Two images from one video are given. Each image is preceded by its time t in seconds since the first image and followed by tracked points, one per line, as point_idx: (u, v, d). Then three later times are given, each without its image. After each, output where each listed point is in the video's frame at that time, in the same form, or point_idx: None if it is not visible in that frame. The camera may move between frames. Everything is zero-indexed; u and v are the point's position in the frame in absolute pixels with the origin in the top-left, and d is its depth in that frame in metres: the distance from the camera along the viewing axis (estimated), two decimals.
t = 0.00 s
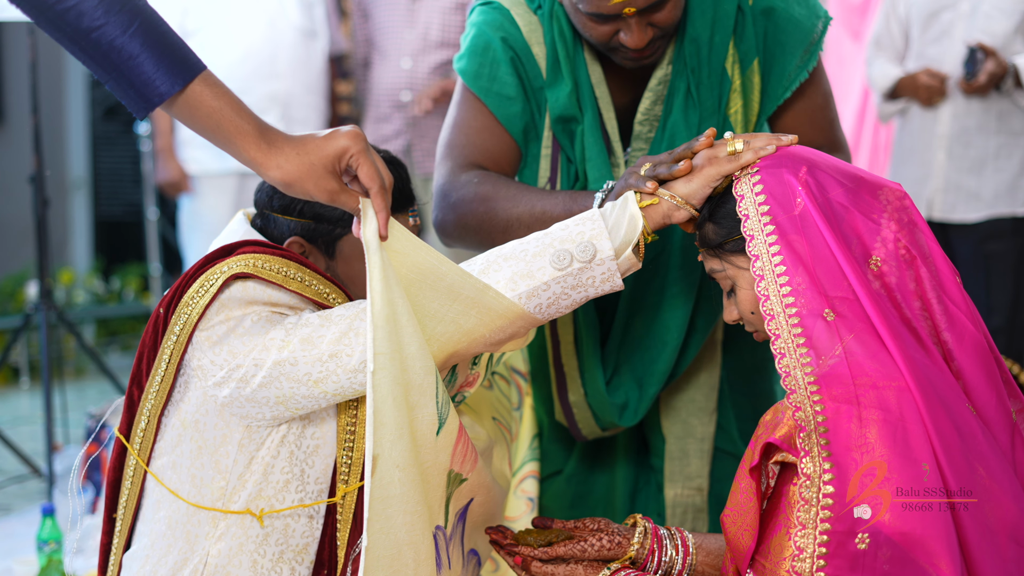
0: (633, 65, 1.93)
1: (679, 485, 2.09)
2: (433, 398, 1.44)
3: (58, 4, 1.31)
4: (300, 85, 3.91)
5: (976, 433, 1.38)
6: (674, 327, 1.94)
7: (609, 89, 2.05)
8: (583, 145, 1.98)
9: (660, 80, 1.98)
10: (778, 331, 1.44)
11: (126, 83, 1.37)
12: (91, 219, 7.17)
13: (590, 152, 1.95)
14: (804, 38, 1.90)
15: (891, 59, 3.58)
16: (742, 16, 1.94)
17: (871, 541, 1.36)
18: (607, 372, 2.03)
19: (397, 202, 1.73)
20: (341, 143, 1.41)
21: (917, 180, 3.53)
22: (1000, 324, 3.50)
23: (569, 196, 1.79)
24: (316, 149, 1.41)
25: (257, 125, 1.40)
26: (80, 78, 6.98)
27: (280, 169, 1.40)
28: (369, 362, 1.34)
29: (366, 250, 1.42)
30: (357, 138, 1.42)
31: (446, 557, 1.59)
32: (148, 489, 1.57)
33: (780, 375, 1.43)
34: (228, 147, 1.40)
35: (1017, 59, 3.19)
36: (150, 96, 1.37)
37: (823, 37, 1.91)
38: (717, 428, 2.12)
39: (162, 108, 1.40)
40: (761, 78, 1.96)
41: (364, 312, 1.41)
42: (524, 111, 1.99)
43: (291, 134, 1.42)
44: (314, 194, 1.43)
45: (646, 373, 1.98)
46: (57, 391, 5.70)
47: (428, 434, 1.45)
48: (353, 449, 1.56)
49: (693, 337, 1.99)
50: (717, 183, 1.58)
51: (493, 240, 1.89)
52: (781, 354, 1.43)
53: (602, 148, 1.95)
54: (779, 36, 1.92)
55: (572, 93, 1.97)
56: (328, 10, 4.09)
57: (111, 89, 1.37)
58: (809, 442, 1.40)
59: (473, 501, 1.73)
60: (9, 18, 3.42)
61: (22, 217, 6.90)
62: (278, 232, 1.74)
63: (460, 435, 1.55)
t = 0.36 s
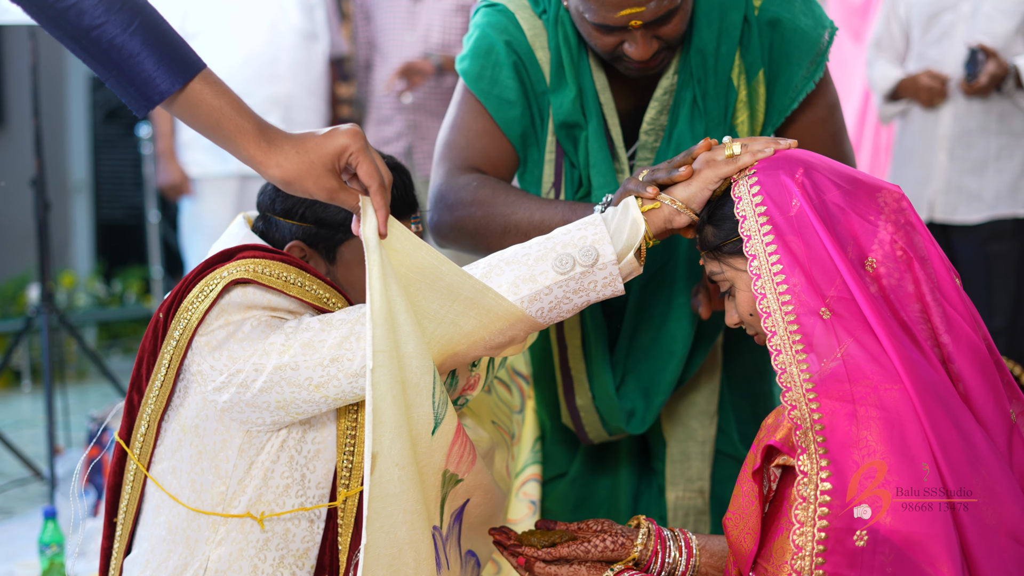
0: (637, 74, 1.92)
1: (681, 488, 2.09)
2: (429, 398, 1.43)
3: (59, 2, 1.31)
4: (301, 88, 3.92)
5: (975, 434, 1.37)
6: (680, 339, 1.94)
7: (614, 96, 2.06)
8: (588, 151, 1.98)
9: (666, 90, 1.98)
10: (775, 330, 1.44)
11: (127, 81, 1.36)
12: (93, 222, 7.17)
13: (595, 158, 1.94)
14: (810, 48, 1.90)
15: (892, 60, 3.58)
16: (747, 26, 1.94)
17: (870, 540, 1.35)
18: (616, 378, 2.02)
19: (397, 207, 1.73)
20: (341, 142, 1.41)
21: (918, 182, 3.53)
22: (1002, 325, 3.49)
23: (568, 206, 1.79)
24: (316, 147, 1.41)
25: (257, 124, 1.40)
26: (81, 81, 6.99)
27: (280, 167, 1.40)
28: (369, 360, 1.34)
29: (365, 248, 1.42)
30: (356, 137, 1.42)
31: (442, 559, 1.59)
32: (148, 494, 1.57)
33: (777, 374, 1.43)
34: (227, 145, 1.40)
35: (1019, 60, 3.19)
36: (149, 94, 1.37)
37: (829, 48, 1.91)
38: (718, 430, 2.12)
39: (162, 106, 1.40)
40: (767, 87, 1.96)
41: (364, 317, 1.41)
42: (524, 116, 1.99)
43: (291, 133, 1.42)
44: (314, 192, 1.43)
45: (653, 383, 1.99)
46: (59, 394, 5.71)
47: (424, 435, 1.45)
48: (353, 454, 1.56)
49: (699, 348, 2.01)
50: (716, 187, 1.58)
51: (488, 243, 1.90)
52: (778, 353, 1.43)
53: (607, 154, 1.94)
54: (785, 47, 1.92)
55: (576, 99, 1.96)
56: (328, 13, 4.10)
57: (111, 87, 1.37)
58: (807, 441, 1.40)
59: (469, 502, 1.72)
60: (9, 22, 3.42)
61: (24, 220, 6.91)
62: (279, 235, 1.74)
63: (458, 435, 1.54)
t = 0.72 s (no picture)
0: (636, 78, 1.92)
1: (677, 487, 2.10)
2: (425, 394, 1.44)
3: None
4: (302, 86, 3.92)
5: (975, 432, 1.37)
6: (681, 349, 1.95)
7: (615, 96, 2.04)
8: (589, 150, 1.98)
9: (666, 100, 1.98)
10: (774, 326, 1.44)
11: (126, 77, 1.37)
12: (94, 221, 7.18)
13: (596, 157, 1.95)
14: (814, 63, 1.91)
15: (892, 58, 3.57)
16: (751, 38, 1.94)
17: (869, 536, 1.36)
18: (620, 381, 2.02)
19: (402, 210, 1.74)
20: (340, 137, 1.41)
21: (919, 180, 3.53)
22: (1003, 324, 3.49)
23: (563, 203, 1.80)
24: (314, 143, 1.41)
25: (255, 120, 1.41)
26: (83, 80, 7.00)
27: (279, 163, 1.40)
28: (368, 356, 1.34)
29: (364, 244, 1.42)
30: (355, 133, 1.42)
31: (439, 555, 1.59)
32: (148, 493, 1.58)
33: (776, 372, 1.44)
34: (226, 140, 1.41)
35: (1020, 58, 3.18)
36: (149, 90, 1.37)
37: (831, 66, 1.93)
38: (717, 429, 2.12)
39: (161, 102, 1.40)
40: (769, 99, 1.96)
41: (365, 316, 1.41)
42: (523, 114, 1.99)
43: (290, 129, 1.43)
44: (313, 187, 1.43)
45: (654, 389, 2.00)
46: (60, 393, 5.72)
47: (420, 431, 1.45)
48: (354, 453, 1.56)
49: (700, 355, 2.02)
50: (715, 186, 1.58)
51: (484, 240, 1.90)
52: (778, 351, 1.43)
53: (608, 154, 1.95)
54: (789, 62, 1.92)
55: (578, 98, 1.96)
56: (329, 11, 4.10)
57: (110, 83, 1.38)
58: (807, 436, 1.41)
59: (464, 499, 1.72)
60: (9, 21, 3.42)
61: (25, 219, 6.92)
62: (282, 234, 1.74)
63: (453, 431, 1.54)
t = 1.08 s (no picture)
0: (638, 97, 1.92)
1: (674, 493, 2.07)
2: (425, 396, 1.44)
3: None
4: (304, 89, 3.93)
5: (976, 436, 1.37)
6: (677, 370, 1.96)
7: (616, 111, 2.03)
8: (589, 164, 1.99)
9: (669, 118, 1.99)
10: (774, 334, 1.44)
11: (126, 79, 1.37)
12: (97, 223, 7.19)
13: (596, 172, 1.96)
14: (809, 101, 1.89)
15: (895, 59, 3.55)
16: (753, 64, 1.93)
17: (870, 541, 1.36)
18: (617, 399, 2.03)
19: (407, 216, 1.74)
20: (340, 138, 1.41)
21: (922, 182, 3.53)
22: (1005, 326, 3.48)
23: (535, 195, 1.80)
24: (315, 144, 1.41)
25: (256, 121, 1.41)
26: (87, 82, 7.01)
27: (280, 165, 1.40)
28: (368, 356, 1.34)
29: (365, 244, 1.42)
30: (355, 133, 1.42)
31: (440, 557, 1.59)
32: (149, 496, 1.58)
33: (776, 378, 1.43)
34: (226, 141, 1.41)
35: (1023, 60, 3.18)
36: (150, 91, 1.37)
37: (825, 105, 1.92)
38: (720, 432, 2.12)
39: (162, 104, 1.40)
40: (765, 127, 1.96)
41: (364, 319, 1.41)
42: (520, 125, 1.99)
43: (291, 130, 1.42)
44: (313, 188, 1.43)
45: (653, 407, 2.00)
46: (63, 395, 5.73)
47: (420, 432, 1.45)
48: (354, 456, 1.56)
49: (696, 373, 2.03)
50: (713, 190, 1.58)
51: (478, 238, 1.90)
52: (778, 359, 1.43)
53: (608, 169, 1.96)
54: (787, 95, 1.90)
55: (580, 113, 1.97)
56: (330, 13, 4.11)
57: (111, 85, 1.38)
58: (808, 442, 1.40)
59: (464, 501, 1.72)
60: (11, 23, 3.42)
61: (28, 221, 6.93)
62: (285, 236, 1.74)
63: (453, 433, 1.54)
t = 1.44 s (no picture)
0: (642, 115, 1.93)
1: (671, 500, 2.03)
2: (426, 399, 1.44)
3: (58, 4, 1.32)
4: (307, 92, 3.93)
5: (975, 444, 1.37)
6: (666, 389, 1.96)
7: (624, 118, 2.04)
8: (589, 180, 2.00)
9: (672, 135, 1.98)
10: (772, 343, 1.44)
11: (126, 83, 1.37)
12: (100, 227, 7.20)
13: (596, 188, 1.96)
14: (811, 127, 1.92)
15: (898, 63, 3.55)
16: (756, 84, 1.93)
17: (866, 554, 1.36)
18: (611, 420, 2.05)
19: (408, 220, 1.74)
20: (339, 141, 1.41)
21: (924, 186, 3.52)
22: (1008, 329, 3.44)
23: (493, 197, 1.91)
24: (314, 148, 1.41)
25: (255, 125, 1.41)
26: (90, 86, 7.03)
27: (279, 168, 1.41)
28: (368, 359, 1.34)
29: (365, 247, 1.42)
30: (354, 136, 1.42)
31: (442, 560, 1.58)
32: (148, 500, 1.58)
33: (775, 387, 1.43)
34: (226, 145, 1.41)
35: None
36: (149, 95, 1.38)
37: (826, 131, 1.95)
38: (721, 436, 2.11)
39: (161, 108, 1.40)
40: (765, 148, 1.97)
41: (360, 323, 1.42)
42: (508, 144, 2.04)
43: (289, 134, 1.43)
44: (313, 192, 1.44)
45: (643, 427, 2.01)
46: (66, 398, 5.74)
47: (421, 435, 1.45)
48: (353, 459, 1.56)
49: (689, 390, 2.03)
50: (711, 194, 1.58)
51: (455, 242, 2.02)
52: (776, 369, 1.42)
53: (608, 185, 1.96)
54: (790, 116, 1.92)
55: (582, 128, 1.98)
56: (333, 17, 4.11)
57: (110, 89, 1.38)
58: (802, 454, 1.40)
59: (467, 506, 1.72)
60: (14, 27, 3.43)
61: (31, 224, 6.94)
62: (286, 239, 1.74)
63: (455, 438, 1.53)
